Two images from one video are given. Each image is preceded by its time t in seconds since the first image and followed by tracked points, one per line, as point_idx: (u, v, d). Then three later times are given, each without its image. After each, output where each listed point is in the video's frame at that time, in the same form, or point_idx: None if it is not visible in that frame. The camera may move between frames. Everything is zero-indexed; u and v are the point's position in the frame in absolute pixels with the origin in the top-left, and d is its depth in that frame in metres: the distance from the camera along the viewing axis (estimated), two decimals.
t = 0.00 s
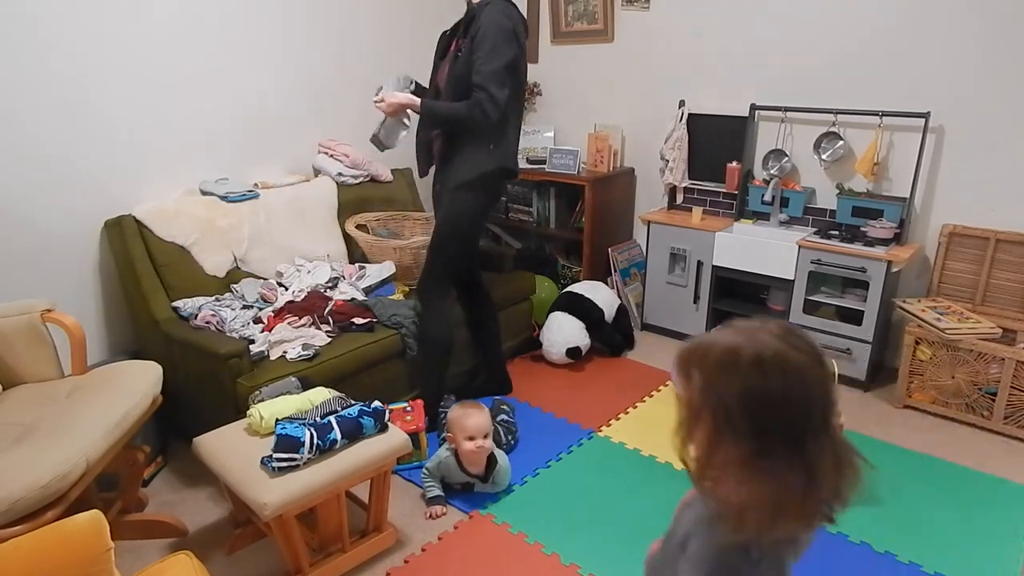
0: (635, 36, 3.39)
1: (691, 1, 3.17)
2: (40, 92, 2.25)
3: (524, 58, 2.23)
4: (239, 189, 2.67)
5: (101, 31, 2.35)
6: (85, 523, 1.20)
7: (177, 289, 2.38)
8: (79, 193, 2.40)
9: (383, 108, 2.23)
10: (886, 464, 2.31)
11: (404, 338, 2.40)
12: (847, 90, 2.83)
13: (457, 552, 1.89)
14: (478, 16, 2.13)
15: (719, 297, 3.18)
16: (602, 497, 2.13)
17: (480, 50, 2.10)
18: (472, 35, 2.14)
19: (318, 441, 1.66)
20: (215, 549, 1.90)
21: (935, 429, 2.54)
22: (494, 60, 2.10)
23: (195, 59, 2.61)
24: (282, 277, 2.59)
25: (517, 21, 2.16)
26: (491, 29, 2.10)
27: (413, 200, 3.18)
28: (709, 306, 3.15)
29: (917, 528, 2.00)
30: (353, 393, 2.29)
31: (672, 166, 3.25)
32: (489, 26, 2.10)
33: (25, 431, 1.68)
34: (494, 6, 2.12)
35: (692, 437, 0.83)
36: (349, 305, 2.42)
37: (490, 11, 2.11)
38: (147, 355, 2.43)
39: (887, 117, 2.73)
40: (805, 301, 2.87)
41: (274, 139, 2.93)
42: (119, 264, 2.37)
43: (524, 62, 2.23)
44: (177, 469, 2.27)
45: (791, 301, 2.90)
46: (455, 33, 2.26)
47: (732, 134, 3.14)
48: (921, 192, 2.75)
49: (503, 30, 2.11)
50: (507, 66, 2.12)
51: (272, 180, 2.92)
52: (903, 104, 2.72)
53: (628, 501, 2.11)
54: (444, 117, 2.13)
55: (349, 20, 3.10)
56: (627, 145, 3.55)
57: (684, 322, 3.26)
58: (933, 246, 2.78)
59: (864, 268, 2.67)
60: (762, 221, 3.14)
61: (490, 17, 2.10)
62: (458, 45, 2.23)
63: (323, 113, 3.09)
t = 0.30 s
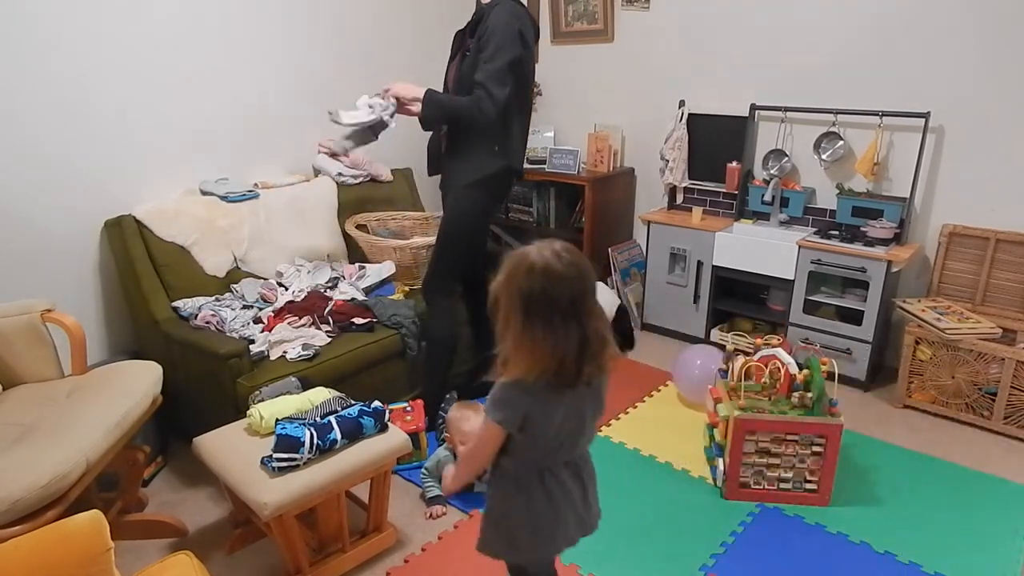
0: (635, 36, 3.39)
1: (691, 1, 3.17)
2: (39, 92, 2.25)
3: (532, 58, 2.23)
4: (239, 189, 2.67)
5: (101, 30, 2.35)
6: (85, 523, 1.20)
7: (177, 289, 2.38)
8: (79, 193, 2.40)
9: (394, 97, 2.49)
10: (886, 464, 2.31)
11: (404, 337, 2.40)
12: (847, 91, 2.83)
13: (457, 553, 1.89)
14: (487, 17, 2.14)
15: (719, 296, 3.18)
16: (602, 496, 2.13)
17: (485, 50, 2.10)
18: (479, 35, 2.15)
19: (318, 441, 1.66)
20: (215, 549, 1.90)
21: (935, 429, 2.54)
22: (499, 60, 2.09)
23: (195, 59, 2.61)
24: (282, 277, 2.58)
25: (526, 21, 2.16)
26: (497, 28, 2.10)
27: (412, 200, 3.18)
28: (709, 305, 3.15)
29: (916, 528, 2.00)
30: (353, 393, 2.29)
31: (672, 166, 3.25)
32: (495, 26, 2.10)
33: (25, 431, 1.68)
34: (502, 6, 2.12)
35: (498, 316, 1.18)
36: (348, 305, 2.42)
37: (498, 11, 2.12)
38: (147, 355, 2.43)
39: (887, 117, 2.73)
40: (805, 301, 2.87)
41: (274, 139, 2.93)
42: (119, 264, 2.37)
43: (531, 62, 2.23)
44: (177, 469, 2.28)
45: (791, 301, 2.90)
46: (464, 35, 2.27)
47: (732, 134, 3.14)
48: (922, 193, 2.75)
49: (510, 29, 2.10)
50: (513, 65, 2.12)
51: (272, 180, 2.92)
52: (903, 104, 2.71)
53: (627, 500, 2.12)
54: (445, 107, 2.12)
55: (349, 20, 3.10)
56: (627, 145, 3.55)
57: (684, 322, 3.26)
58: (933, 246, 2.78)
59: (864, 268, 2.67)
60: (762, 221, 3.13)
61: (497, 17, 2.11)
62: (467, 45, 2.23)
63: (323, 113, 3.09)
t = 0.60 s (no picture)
0: (635, 36, 3.39)
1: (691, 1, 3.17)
2: (38, 92, 2.25)
3: (534, 59, 2.22)
4: (239, 189, 2.67)
5: (101, 30, 2.35)
6: (85, 523, 1.20)
7: (177, 289, 2.38)
8: (79, 193, 2.40)
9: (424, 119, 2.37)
10: (886, 464, 2.31)
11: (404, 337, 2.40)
12: (847, 90, 2.83)
13: (457, 553, 1.89)
14: (489, 18, 2.14)
15: (719, 296, 3.18)
16: (602, 496, 2.14)
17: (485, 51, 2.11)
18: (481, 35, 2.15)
19: (318, 441, 1.66)
20: (215, 549, 1.90)
21: (935, 428, 2.54)
22: (498, 59, 2.09)
23: (195, 59, 2.61)
24: (282, 277, 2.58)
25: (529, 22, 2.16)
26: (497, 29, 2.10)
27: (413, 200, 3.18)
28: (709, 305, 3.15)
29: (915, 527, 2.00)
30: (353, 393, 2.29)
31: (672, 166, 3.25)
32: (496, 27, 2.11)
33: (25, 431, 1.68)
34: (505, 6, 2.13)
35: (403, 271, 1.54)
36: (348, 305, 2.42)
37: (501, 12, 2.12)
38: (148, 355, 2.43)
39: (888, 117, 2.73)
40: (805, 301, 2.87)
41: (274, 139, 2.93)
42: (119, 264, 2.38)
43: (534, 63, 2.22)
44: (177, 469, 2.28)
45: (791, 301, 2.90)
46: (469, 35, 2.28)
47: (732, 133, 3.14)
48: (922, 193, 2.75)
49: (509, 30, 2.10)
50: (511, 65, 2.12)
51: (271, 180, 2.92)
52: (903, 104, 2.71)
53: (627, 500, 2.12)
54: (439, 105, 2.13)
55: (348, 20, 3.10)
56: (627, 145, 3.55)
57: (684, 322, 3.26)
58: (933, 246, 2.78)
59: (864, 268, 2.67)
60: (762, 221, 3.13)
61: (498, 18, 2.11)
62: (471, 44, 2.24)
63: (323, 112, 3.09)
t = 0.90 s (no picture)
0: (635, 36, 3.39)
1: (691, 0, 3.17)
2: (38, 92, 2.25)
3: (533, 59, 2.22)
4: (239, 189, 2.67)
5: (101, 30, 2.35)
6: (85, 523, 1.20)
7: (177, 289, 2.38)
8: (78, 193, 2.39)
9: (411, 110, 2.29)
10: (886, 464, 2.31)
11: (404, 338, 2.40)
12: (847, 91, 2.83)
13: (457, 552, 1.89)
14: (487, 19, 2.14)
15: (719, 296, 3.18)
16: (601, 496, 2.13)
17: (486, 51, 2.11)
18: (480, 36, 2.15)
19: (306, 446, 1.65)
20: (215, 549, 1.90)
21: (935, 428, 2.54)
22: (500, 60, 2.09)
23: (195, 59, 2.61)
24: (282, 276, 2.58)
25: (526, 22, 2.16)
26: (495, 29, 2.10)
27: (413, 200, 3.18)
28: (709, 306, 3.15)
29: (916, 527, 2.00)
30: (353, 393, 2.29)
31: (672, 166, 3.25)
32: (494, 28, 2.11)
33: (25, 431, 1.68)
34: (503, 7, 2.13)
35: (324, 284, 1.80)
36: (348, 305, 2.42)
37: (499, 12, 2.12)
38: (148, 355, 2.43)
39: (888, 117, 2.73)
40: (805, 301, 2.87)
41: (274, 139, 2.93)
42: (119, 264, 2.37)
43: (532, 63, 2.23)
44: (177, 469, 2.28)
45: (791, 301, 2.90)
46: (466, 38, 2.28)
47: (732, 133, 3.14)
48: (922, 193, 2.75)
49: (508, 30, 2.10)
50: (512, 66, 2.12)
51: (271, 180, 2.92)
52: (903, 104, 2.72)
53: (626, 500, 2.11)
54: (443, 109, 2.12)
55: (348, 19, 3.10)
56: (627, 145, 3.55)
57: (684, 322, 3.26)
58: (933, 246, 2.78)
59: (864, 268, 2.67)
60: (762, 221, 3.13)
61: (496, 18, 2.11)
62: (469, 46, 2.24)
63: (323, 113, 3.09)
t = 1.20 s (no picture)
0: (635, 36, 3.39)
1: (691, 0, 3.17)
2: (39, 91, 2.25)
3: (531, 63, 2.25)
4: (239, 189, 2.67)
5: (101, 29, 2.35)
6: (85, 524, 1.20)
7: (177, 288, 2.38)
8: (78, 193, 2.39)
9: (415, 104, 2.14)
10: (885, 464, 2.31)
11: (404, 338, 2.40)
12: (847, 90, 2.83)
13: (457, 553, 1.89)
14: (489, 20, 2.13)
15: (719, 296, 3.18)
16: (601, 496, 2.14)
17: (492, 52, 2.09)
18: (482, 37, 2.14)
19: (317, 442, 1.66)
20: (215, 549, 1.90)
21: (935, 428, 2.54)
22: (506, 64, 2.10)
23: (196, 58, 2.61)
24: (282, 276, 2.58)
25: (526, 24, 2.17)
26: (499, 32, 2.10)
27: (413, 200, 3.18)
28: (709, 305, 3.15)
29: (915, 527, 2.00)
30: (352, 392, 2.29)
31: (672, 166, 3.25)
32: (498, 29, 2.10)
33: (26, 431, 1.68)
34: (505, 9, 2.12)
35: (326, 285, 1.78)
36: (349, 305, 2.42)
37: (502, 14, 2.11)
38: (148, 355, 2.43)
39: (888, 117, 2.73)
40: (805, 301, 2.87)
41: (274, 139, 2.93)
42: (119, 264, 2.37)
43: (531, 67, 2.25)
44: (177, 469, 2.28)
45: (791, 301, 2.90)
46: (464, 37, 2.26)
47: (732, 133, 3.14)
48: (922, 193, 2.75)
49: (513, 34, 2.11)
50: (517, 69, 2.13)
51: (271, 180, 2.92)
52: (903, 104, 2.71)
53: (626, 500, 2.11)
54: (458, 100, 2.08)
55: (348, 19, 3.10)
56: (627, 145, 3.55)
57: (684, 322, 3.26)
58: (933, 246, 2.78)
59: (864, 268, 2.67)
60: (762, 221, 3.13)
61: (500, 21, 2.11)
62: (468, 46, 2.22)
63: (323, 113, 3.09)
